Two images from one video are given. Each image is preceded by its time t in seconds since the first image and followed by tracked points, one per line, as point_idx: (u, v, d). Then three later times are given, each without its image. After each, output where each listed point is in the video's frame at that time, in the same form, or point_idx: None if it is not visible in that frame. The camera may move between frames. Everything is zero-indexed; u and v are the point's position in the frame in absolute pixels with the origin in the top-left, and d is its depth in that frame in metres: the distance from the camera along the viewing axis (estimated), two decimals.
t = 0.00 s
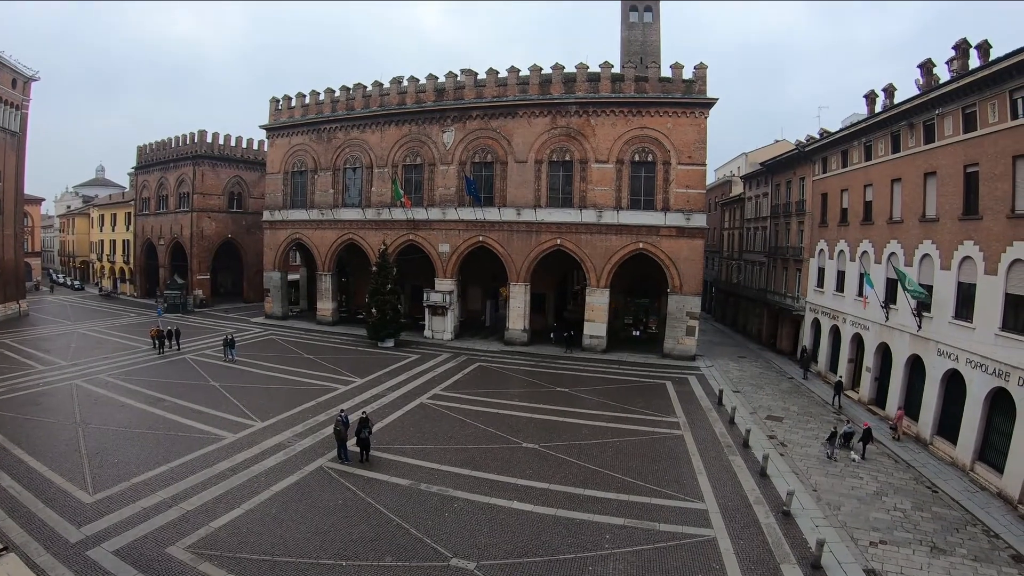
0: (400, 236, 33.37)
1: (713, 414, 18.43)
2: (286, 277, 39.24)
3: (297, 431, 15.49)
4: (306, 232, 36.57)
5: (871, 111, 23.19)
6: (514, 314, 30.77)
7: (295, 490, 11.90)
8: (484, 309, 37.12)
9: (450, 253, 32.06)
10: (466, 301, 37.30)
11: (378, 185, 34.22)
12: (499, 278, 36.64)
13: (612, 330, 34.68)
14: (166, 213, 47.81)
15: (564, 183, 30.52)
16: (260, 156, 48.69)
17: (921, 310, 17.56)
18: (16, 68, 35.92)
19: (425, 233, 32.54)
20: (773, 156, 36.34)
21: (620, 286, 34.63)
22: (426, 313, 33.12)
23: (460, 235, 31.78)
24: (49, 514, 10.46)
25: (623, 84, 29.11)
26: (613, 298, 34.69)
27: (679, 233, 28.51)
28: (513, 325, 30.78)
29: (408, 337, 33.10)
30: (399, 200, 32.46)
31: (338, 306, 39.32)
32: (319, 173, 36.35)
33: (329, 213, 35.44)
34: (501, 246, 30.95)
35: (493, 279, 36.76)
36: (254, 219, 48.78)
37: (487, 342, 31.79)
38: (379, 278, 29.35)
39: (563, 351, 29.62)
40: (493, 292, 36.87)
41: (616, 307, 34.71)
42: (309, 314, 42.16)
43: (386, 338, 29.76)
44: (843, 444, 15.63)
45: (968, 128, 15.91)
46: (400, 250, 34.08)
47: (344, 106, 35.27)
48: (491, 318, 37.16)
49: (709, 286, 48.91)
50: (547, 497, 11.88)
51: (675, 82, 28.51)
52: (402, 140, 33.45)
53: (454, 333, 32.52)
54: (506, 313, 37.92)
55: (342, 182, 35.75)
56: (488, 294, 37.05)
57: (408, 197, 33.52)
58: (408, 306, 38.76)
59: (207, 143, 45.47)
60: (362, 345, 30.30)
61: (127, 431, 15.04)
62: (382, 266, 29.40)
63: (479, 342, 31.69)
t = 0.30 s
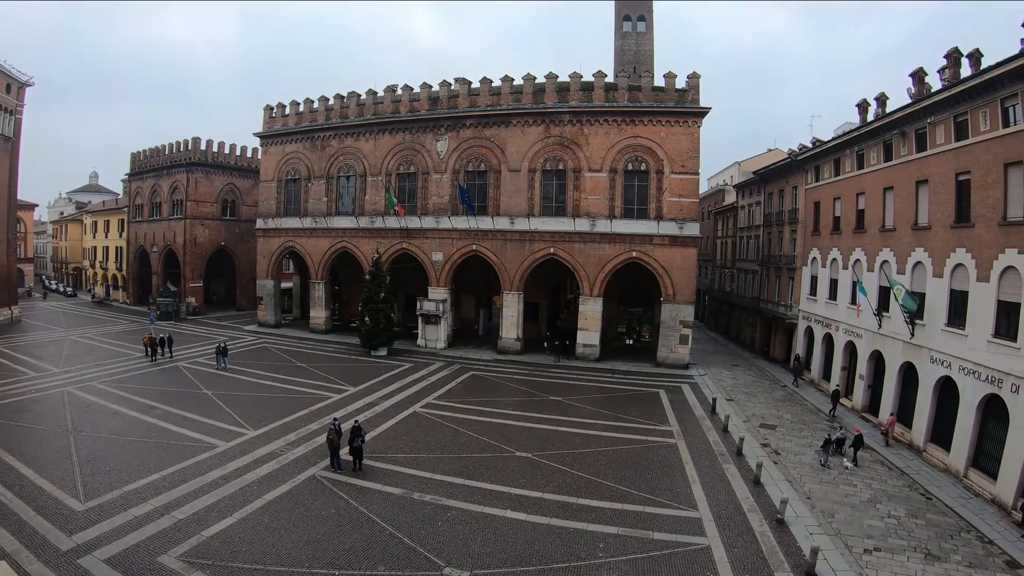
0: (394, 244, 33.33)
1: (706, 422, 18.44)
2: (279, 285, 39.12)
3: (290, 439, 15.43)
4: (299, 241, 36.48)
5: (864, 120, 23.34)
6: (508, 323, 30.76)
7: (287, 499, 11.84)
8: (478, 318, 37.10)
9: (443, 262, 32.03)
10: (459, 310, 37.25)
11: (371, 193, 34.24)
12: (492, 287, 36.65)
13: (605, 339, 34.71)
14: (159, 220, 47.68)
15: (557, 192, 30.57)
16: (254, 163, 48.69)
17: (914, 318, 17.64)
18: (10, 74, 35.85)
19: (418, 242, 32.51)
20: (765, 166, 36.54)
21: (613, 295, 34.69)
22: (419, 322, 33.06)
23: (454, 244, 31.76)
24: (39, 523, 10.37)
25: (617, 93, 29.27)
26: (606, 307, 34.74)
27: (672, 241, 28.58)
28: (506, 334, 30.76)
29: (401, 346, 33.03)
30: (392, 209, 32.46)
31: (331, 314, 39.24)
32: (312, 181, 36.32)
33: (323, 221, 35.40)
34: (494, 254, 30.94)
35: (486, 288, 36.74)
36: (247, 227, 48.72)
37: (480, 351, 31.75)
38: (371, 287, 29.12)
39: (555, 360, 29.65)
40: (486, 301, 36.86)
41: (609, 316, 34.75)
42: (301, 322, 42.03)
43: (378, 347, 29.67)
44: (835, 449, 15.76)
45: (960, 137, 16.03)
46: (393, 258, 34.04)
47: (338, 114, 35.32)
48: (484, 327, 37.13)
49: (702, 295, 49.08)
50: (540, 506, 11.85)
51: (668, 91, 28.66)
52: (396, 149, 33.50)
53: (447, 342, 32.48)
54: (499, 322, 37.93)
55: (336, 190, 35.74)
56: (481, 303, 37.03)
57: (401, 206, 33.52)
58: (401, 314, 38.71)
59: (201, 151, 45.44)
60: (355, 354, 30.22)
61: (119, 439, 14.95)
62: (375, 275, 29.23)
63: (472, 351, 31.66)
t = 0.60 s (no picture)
0: (387, 253, 33.31)
1: (699, 431, 18.46)
2: (272, 293, 39.00)
3: (283, 448, 15.37)
4: (292, 248, 36.41)
5: (856, 129, 23.50)
6: (501, 332, 30.74)
7: (280, 507, 11.79)
8: (471, 327, 37.06)
9: (436, 270, 32.02)
10: (452, 319, 37.21)
11: (365, 202, 34.25)
12: (485, 296, 36.65)
13: (598, 348, 34.72)
14: (153, 227, 47.56)
15: (550, 201, 30.62)
16: (248, 171, 48.68)
17: (907, 326, 17.72)
18: (5, 79, 35.81)
19: (412, 250, 32.50)
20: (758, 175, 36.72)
21: (606, 304, 34.75)
22: (412, 331, 33.00)
23: (447, 252, 31.76)
24: (29, 530, 10.29)
25: (610, 102, 29.40)
26: (599, 316, 34.78)
27: (665, 250, 28.65)
28: (500, 343, 30.74)
29: (394, 354, 32.95)
30: (386, 218, 32.47)
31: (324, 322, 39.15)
32: (306, 189, 36.30)
33: (316, 229, 35.35)
34: (488, 263, 30.95)
35: (480, 297, 36.73)
36: (240, 235, 48.67)
37: (473, 360, 31.71)
38: (365, 295, 29.27)
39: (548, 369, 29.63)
40: (479, 310, 36.83)
41: (602, 325, 34.78)
42: (294, 330, 41.89)
43: (372, 356, 29.59)
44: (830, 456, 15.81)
45: (951, 145, 16.16)
46: (386, 267, 34.03)
47: (332, 122, 35.35)
48: (478, 336, 37.09)
49: (695, 304, 49.20)
50: (533, 515, 11.82)
51: (662, 101, 28.81)
52: (389, 157, 33.54)
53: (441, 351, 32.42)
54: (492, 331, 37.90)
55: (329, 198, 35.72)
56: (474, 312, 36.99)
57: (395, 214, 33.51)
58: (395, 323, 38.65)
59: (195, 157, 45.41)
60: (347, 362, 30.12)
61: (111, 446, 14.86)
62: (368, 283, 29.40)
63: (465, 360, 31.62)
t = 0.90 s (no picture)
0: (381, 261, 33.28)
1: (693, 440, 18.47)
2: (265, 301, 38.89)
3: (276, 457, 15.32)
4: (286, 257, 36.33)
5: (848, 137, 23.62)
6: (494, 341, 30.71)
7: (273, 516, 11.74)
8: (464, 336, 37.03)
9: (429, 279, 32.00)
10: (446, 328, 37.21)
11: (359, 210, 34.24)
12: (478, 305, 36.66)
13: (592, 357, 34.73)
14: (146, 234, 47.43)
15: (544, 210, 30.67)
16: (242, 178, 48.68)
17: (900, 334, 17.80)
18: None
19: (405, 259, 32.49)
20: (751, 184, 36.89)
21: (600, 314, 34.79)
22: (405, 340, 32.92)
23: (441, 261, 31.74)
24: (19, 539, 10.21)
25: (604, 112, 29.53)
26: (593, 325, 34.80)
27: (658, 260, 28.72)
28: (493, 352, 30.70)
29: (387, 363, 32.86)
30: (379, 227, 32.46)
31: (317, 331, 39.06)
32: (299, 198, 36.28)
33: (310, 237, 35.31)
34: (481, 272, 30.96)
35: (473, 306, 36.81)
36: (234, 243, 48.77)
37: (467, 369, 31.66)
38: (358, 304, 29.20)
39: (542, 378, 29.64)
40: (473, 319, 36.83)
41: (596, 334, 34.80)
42: (287, 338, 41.76)
43: (365, 365, 29.51)
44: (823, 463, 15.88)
45: (944, 154, 16.26)
46: (380, 276, 34.00)
47: (327, 130, 35.40)
48: (471, 345, 37.04)
49: (688, 313, 49.33)
50: (526, 525, 11.79)
51: (655, 110, 28.96)
52: (383, 166, 33.57)
53: (434, 360, 32.34)
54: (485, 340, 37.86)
55: (323, 207, 35.70)
56: (468, 321, 37.01)
57: (389, 223, 33.51)
58: (388, 331, 38.58)
59: (189, 165, 45.38)
60: (341, 371, 30.03)
61: (102, 454, 14.78)
62: (362, 292, 29.36)
63: (458, 369, 31.56)
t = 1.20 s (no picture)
0: (375, 270, 33.26)
1: (687, 449, 18.46)
2: (259, 310, 38.77)
3: (269, 466, 15.26)
4: (280, 265, 36.27)
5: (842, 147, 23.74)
6: (488, 351, 30.66)
7: (266, 526, 11.68)
8: (458, 345, 36.97)
9: (424, 288, 31.99)
10: (441, 337, 37.18)
11: (353, 219, 34.24)
12: (473, 315, 36.66)
13: (586, 366, 34.71)
14: (141, 242, 47.32)
15: (539, 220, 30.71)
16: (237, 187, 48.74)
17: (894, 342, 17.88)
18: None
19: (400, 268, 32.47)
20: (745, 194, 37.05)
21: (594, 324, 34.80)
22: (400, 349, 32.86)
23: (435, 270, 31.75)
24: (11, 547, 10.14)
25: (598, 122, 29.67)
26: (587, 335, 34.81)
27: (653, 269, 28.78)
28: (488, 361, 30.64)
29: (382, 372, 32.78)
30: (374, 236, 32.45)
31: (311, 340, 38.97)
32: (294, 206, 36.26)
33: (304, 246, 35.28)
34: (476, 281, 30.96)
35: (467, 316, 36.83)
36: (228, 251, 48.76)
37: (461, 378, 31.59)
38: (353, 313, 29.03)
39: (536, 388, 29.60)
40: (467, 329, 36.80)
41: (590, 344, 34.80)
42: (281, 347, 41.61)
43: (359, 374, 29.43)
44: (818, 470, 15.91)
45: (937, 163, 16.37)
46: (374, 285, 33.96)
47: (322, 139, 35.46)
48: (465, 354, 36.98)
49: (683, 322, 49.42)
50: (521, 535, 11.76)
51: (650, 120, 29.11)
52: (378, 175, 33.61)
53: (428, 369, 32.28)
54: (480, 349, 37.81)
55: (318, 215, 35.67)
56: (462, 330, 37.02)
57: (383, 232, 33.51)
58: (383, 340, 38.51)
59: (184, 173, 45.37)
60: (335, 380, 29.93)
61: (95, 462, 14.70)
62: (356, 301, 29.33)
63: (452, 378, 31.49)
